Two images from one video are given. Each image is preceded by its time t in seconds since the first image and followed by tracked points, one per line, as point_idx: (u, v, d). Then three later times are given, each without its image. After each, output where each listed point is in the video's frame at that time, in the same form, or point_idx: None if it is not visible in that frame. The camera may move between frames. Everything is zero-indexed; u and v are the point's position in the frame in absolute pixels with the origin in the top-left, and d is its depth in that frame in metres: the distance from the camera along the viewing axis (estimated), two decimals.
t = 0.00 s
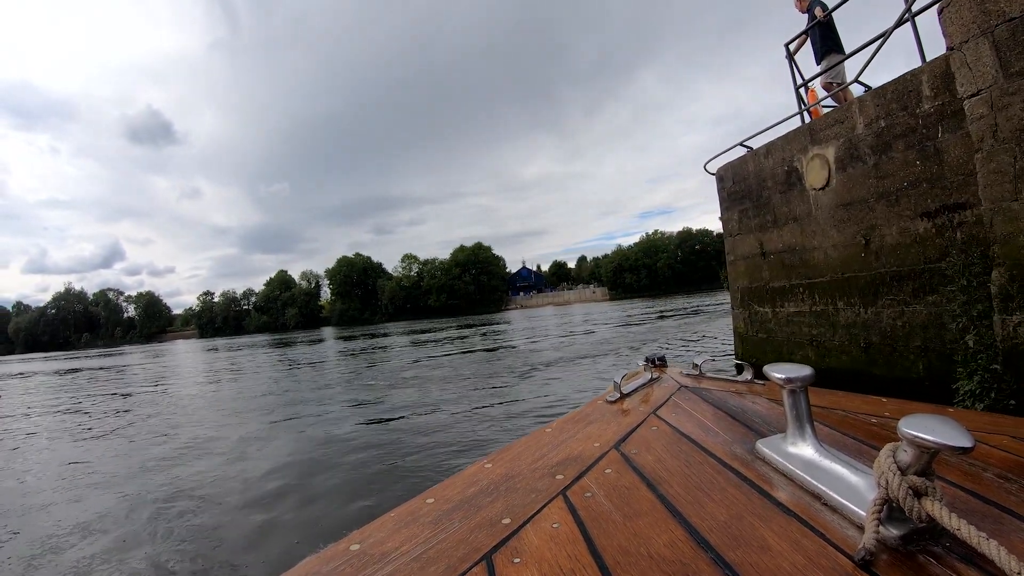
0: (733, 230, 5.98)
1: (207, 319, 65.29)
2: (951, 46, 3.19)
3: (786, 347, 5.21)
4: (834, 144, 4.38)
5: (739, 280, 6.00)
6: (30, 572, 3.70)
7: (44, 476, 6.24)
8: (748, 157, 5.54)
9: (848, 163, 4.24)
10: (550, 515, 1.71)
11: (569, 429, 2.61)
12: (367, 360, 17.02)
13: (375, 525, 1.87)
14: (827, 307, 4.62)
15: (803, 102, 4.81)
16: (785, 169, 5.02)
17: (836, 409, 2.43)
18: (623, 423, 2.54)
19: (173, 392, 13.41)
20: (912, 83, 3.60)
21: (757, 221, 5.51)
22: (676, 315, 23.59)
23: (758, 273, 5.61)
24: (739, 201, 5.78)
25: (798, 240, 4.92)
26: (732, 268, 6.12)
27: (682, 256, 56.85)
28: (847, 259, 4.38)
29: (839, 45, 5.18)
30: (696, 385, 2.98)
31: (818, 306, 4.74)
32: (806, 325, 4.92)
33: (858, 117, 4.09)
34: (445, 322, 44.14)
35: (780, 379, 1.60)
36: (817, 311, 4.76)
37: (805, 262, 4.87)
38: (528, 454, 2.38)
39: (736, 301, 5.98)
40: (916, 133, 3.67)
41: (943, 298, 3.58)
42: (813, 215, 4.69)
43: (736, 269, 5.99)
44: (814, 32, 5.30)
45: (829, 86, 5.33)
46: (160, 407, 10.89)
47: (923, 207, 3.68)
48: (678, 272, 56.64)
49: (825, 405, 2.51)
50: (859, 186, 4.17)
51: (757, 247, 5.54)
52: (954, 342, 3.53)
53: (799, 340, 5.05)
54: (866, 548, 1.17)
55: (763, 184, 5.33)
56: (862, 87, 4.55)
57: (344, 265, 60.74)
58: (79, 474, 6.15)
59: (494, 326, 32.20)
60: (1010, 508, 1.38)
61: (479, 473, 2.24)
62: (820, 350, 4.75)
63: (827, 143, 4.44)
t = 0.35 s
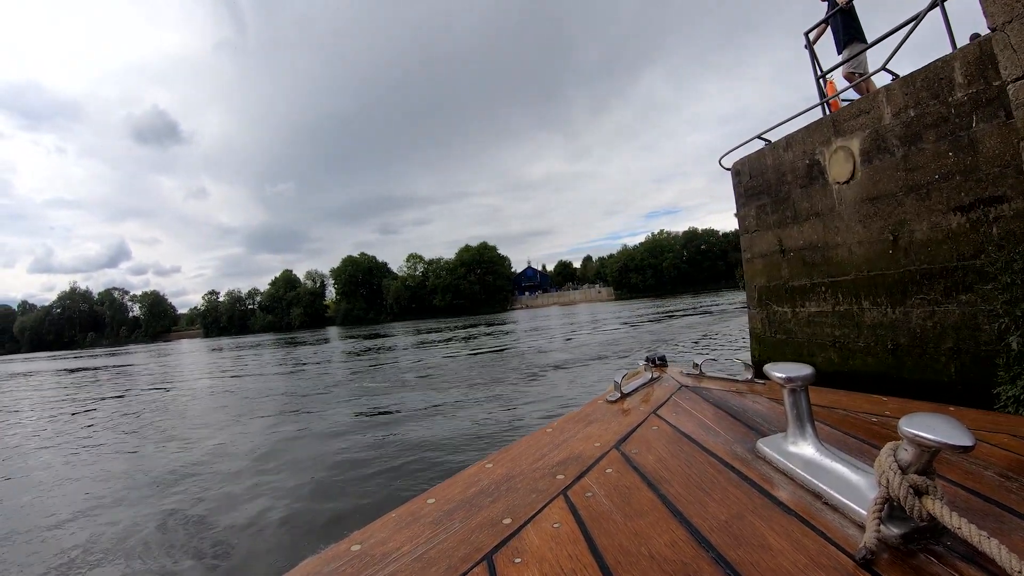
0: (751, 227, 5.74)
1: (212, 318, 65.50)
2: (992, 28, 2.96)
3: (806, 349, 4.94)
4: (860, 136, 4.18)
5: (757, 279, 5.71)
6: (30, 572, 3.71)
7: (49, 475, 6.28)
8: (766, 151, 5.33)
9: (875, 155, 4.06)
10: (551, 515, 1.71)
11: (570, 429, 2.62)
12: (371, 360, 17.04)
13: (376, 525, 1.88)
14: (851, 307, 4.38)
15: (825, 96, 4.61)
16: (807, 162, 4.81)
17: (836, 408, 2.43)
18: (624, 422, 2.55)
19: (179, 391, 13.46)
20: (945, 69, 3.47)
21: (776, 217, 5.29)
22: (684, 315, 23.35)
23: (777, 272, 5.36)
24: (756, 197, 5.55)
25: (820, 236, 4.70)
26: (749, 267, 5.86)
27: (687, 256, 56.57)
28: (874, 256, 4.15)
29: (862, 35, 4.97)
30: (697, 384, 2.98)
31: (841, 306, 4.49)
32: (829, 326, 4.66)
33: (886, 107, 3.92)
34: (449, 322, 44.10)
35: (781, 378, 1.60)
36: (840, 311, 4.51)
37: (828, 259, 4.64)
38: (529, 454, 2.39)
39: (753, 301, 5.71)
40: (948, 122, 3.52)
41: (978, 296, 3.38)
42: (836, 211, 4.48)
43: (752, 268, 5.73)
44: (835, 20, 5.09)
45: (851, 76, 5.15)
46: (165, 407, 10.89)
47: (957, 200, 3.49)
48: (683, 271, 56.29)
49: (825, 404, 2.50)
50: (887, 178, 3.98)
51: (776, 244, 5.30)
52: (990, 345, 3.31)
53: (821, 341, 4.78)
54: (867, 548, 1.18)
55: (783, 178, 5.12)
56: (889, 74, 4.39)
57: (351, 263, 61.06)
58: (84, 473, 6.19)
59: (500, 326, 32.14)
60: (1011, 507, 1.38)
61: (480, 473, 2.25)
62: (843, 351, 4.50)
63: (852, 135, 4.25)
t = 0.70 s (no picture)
0: (767, 223, 4.95)
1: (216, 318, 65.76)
2: None
3: (828, 352, 4.21)
4: (889, 125, 3.59)
5: (772, 281, 4.95)
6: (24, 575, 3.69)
7: (54, 473, 6.32)
8: (786, 142, 4.58)
9: (904, 147, 3.49)
10: (551, 515, 1.71)
11: (570, 429, 2.62)
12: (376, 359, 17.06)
13: (376, 525, 1.89)
14: (879, 306, 3.75)
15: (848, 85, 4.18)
16: (829, 155, 4.12)
17: (836, 408, 2.43)
18: (624, 422, 2.55)
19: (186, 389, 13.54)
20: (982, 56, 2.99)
21: (796, 212, 4.53)
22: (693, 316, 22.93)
23: (796, 270, 4.61)
24: (775, 191, 4.78)
25: (844, 232, 4.03)
26: (764, 265, 5.07)
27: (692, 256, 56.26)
28: (904, 254, 3.55)
29: (886, 22, 4.56)
30: (696, 385, 2.98)
31: (867, 306, 3.86)
32: (853, 328, 3.99)
33: (916, 95, 3.37)
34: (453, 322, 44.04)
35: (781, 378, 1.60)
36: (866, 312, 3.87)
37: (853, 258, 3.98)
38: (529, 454, 2.39)
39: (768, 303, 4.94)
40: (983, 112, 3.03)
41: (1017, 296, 2.89)
42: (862, 206, 3.87)
43: (769, 267, 4.94)
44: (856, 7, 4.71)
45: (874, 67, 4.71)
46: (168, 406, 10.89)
47: (998, 192, 2.97)
48: (688, 272, 55.71)
49: (824, 404, 2.50)
50: (916, 171, 3.42)
51: (796, 241, 4.55)
52: None
53: (843, 344, 4.09)
54: (866, 548, 1.17)
55: (803, 172, 4.40)
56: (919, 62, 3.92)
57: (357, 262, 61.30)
58: (88, 472, 6.22)
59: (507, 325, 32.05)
60: (1011, 507, 1.37)
61: (480, 474, 2.25)
62: (868, 354, 3.85)
63: (879, 125, 3.65)
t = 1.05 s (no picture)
0: (787, 219, 4.93)
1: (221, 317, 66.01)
2: None
3: (852, 354, 4.14)
4: (918, 115, 3.54)
5: (793, 279, 4.92)
6: None
7: (59, 472, 6.35)
8: (806, 134, 4.56)
9: (935, 137, 3.44)
10: (550, 515, 1.72)
11: (570, 429, 2.63)
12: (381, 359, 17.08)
13: (376, 525, 1.90)
14: (906, 306, 3.67)
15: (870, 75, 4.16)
16: (854, 147, 4.08)
17: (836, 409, 2.43)
18: (624, 423, 2.56)
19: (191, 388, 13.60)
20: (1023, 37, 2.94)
21: (818, 207, 4.50)
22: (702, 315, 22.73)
23: (817, 268, 4.56)
24: (795, 186, 4.75)
25: (870, 227, 3.98)
26: (784, 263, 5.05)
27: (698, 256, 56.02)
28: (934, 250, 3.49)
29: (911, 8, 4.49)
30: (696, 386, 2.98)
31: (894, 305, 3.79)
32: (880, 327, 3.91)
33: (948, 83, 3.33)
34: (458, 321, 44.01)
35: (781, 380, 1.60)
36: (893, 311, 3.80)
37: (880, 254, 3.91)
38: (529, 454, 2.40)
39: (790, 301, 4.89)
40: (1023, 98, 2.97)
41: None
42: (889, 199, 3.81)
43: (790, 264, 4.91)
44: None
45: (898, 54, 4.65)
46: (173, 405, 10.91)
47: None
48: (693, 271, 55.40)
49: (825, 405, 2.50)
50: (949, 162, 3.37)
51: (818, 238, 4.51)
52: None
53: (868, 345, 4.02)
54: (866, 550, 1.17)
55: (825, 165, 4.37)
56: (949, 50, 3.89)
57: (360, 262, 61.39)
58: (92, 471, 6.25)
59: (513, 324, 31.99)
60: (1011, 509, 1.37)
61: (480, 474, 2.26)
62: (896, 356, 3.76)
63: (907, 115, 3.61)
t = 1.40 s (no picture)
0: (807, 213, 4.84)
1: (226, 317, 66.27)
2: None
3: (878, 355, 4.05)
4: (948, 102, 3.44)
5: (811, 277, 4.85)
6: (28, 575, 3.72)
7: (64, 472, 6.39)
8: (827, 124, 4.49)
9: (967, 125, 3.33)
10: (550, 516, 1.73)
11: (570, 430, 2.63)
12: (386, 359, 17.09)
13: (376, 524, 1.90)
14: (936, 305, 3.58)
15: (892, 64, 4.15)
16: (879, 137, 3.98)
17: (836, 411, 2.43)
18: (624, 424, 2.56)
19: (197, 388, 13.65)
20: None
21: (840, 201, 4.41)
22: (711, 313, 22.52)
23: (839, 264, 4.47)
24: (816, 178, 4.66)
25: (897, 221, 3.87)
26: (803, 259, 4.97)
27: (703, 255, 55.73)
28: (967, 244, 3.38)
29: None
30: (696, 387, 2.98)
31: (923, 303, 3.68)
32: (908, 326, 3.81)
33: (982, 67, 3.21)
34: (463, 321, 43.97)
35: (781, 381, 1.60)
36: (922, 309, 3.70)
37: (908, 249, 3.80)
38: (528, 454, 2.41)
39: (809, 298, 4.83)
40: None
41: None
42: (917, 191, 3.70)
43: (810, 260, 4.82)
44: None
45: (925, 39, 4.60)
46: (180, 404, 10.96)
47: None
48: (699, 270, 55.11)
49: (825, 407, 2.49)
50: (983, 151, 3.25)
51: (840, 232, 4.42)
52: None
53: (896, 345, 3.92)
54: (866, 552, 1.17)
55: (848, 156, 4.28)
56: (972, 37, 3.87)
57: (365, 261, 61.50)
58: (97, 471, 6.28)
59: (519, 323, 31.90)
60: (1010, 511, 1.37)
61: (480, 474, 2.27)
62: (925, 358, 3.67)
63: (936, 102, 3.51)
